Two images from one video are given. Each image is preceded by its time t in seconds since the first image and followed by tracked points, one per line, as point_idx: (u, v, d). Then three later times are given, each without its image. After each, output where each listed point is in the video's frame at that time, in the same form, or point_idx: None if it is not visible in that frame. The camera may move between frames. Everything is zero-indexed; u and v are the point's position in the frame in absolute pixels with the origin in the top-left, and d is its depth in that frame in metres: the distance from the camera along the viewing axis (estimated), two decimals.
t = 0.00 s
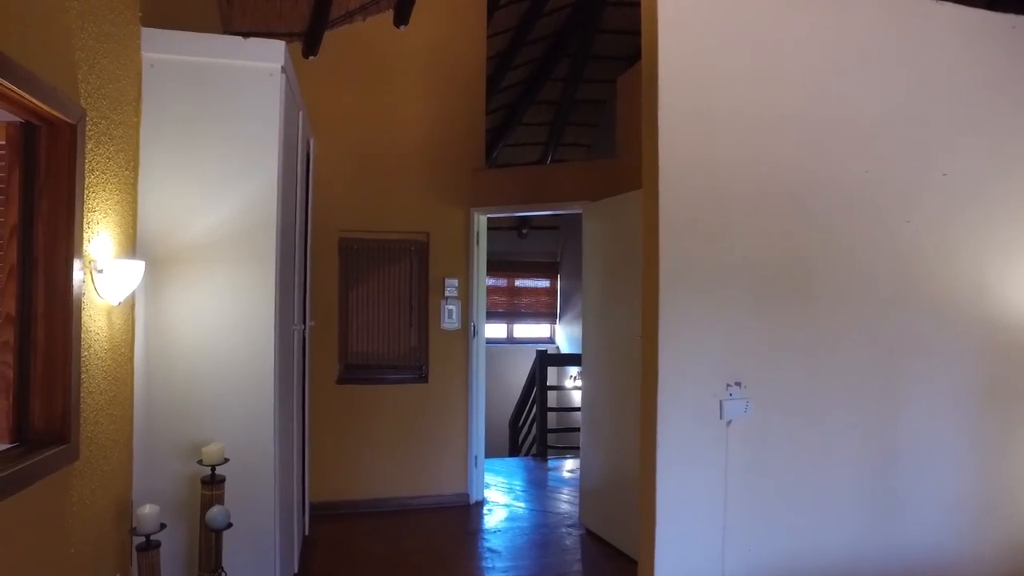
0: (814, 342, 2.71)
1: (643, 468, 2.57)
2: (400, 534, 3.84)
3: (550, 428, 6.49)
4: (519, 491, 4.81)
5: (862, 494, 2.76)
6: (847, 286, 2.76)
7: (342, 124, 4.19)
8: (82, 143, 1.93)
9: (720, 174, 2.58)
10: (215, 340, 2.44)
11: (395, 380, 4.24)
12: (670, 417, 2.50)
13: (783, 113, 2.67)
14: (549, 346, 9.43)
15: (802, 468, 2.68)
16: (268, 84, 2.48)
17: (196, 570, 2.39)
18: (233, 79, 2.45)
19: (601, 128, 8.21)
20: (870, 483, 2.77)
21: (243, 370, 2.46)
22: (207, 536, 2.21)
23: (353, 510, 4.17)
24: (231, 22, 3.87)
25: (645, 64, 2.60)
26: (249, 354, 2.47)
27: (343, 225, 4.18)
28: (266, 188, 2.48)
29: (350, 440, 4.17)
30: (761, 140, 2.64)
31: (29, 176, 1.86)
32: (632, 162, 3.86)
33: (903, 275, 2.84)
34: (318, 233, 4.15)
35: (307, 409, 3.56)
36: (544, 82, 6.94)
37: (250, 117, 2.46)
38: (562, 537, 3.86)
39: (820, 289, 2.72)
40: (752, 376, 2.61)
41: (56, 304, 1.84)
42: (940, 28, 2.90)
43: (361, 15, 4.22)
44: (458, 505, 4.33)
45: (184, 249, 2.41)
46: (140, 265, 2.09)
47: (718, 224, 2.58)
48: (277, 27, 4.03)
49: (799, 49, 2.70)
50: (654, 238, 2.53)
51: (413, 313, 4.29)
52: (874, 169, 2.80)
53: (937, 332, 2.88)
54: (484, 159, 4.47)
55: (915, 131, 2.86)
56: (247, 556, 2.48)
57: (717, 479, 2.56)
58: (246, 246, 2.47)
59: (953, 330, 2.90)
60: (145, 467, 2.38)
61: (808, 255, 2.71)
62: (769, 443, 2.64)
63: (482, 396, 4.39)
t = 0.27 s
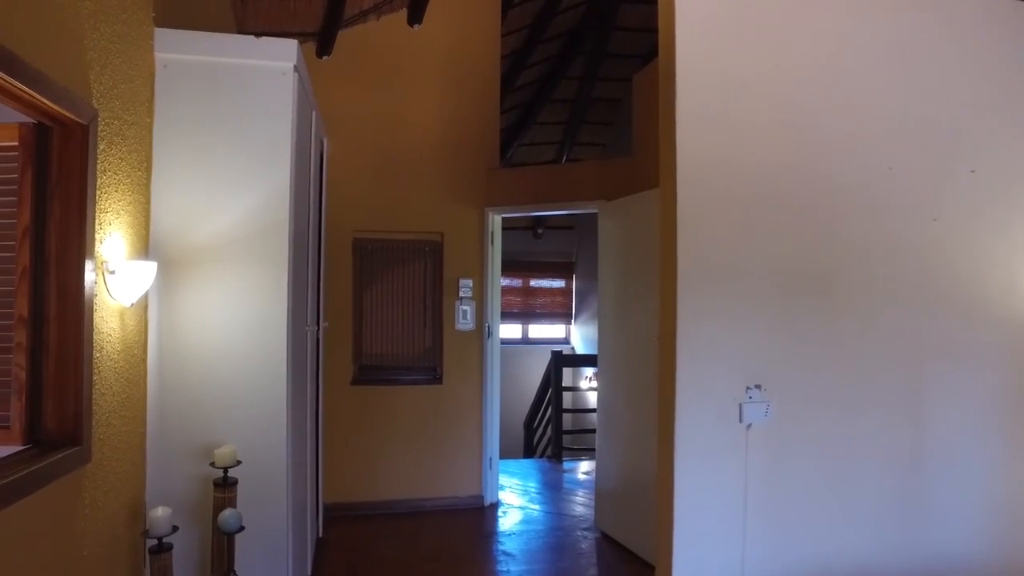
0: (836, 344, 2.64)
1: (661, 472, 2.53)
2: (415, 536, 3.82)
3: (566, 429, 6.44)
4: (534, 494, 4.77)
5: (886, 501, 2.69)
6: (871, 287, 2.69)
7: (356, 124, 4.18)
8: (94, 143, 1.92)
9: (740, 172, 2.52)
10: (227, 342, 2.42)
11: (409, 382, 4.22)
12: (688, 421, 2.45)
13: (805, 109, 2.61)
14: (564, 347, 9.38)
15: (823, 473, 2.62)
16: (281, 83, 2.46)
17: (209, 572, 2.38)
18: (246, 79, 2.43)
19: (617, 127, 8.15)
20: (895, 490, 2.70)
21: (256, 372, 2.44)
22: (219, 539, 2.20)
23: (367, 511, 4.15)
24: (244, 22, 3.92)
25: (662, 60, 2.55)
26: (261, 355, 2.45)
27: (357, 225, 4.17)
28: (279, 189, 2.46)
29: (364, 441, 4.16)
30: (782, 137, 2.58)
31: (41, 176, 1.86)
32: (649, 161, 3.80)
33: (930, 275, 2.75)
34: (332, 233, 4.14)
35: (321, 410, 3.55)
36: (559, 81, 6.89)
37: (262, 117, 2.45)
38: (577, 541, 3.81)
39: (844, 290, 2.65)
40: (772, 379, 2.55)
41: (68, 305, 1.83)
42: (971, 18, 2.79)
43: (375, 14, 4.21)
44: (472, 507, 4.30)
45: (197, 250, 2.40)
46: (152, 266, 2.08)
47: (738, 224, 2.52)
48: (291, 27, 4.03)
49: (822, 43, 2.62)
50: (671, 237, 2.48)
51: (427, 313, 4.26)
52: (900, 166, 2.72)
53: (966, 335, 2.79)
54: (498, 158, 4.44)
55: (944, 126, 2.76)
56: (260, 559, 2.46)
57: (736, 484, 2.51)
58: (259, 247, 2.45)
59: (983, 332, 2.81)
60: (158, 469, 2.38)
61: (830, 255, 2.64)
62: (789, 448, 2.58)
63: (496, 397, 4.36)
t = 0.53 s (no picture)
0: (860, 346, 2.57)
1: (679, 476, 2.48)
2: (429, 538, 3.79)
3: (581, 431, 6.39)
4: (550, 496, 4.73)
5: (912, 508, 2.61)
6: (896, 288, 2.61)
7: (370, 124, 4.17)
8: (106, 144, 1.91)
9: (760, 170, 2.46)
10: (240, 343, 2.41)
11: (423, 383, 4.20)
12: (705, 424, 2.40)
13: (827, 105, 2.54)
14: (580, 347, 9.32)
15: (846, 479, 2.55)
16: (294, 83, 2.44)
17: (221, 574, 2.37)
18: (259, 78, 2.42)
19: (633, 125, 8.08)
20: (921, 496, 2.62)
21: (268, 372, 2.43)
22: (231, 541, 2.19)
23: (382, 513, 4.14)
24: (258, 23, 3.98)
25: (680, 55, 2.50)
26: (274, 356, 2.43)
27: (371, 225, 4.16)
28: (291, 188, 2.44)
29: (378, 442, 4.14)
30: (803, 134, 2.51)
31: (53, 176, 1.85)
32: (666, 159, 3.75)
33: (959, 275, 2.66)
34: (346, 233, 4.13)
35: (335, 411, 3.54)
36: (574, 79, 6.85)
37: (275, 117, 2.43)
38: (593, 545, 3.77)
39: (867, 291, 2.58)
40: (793, 382, 2.49)
41: (79, 306, 1.82)
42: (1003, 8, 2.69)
43: (388, 13, 4.19)
44: (487, 509, 4.27)
45: (209, 250, 2.39)
46: (164, 267, 2.07)
47: (757, 223, 2.46)
48: (305, 26, 4.02)
49: (846, 37, 2.55)
50: (689, 237, 2.43)
51: (442, 314, 4.24)
52: (927, 163, 2.63)
53: (997, 337, 2.69)
54: (513, 157, 4.40)
55: (975, 121, 2.66)
56: (273, 561, 2.45)
57: (755, 489, 2.45)
58: (271, 247, 2.44)
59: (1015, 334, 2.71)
60: (171, 470, 2.37)
61: (853, 254, 2.57)
62: (811, 452, 2.51)
63: (511, 398, 4.32)
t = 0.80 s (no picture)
0: (884, 348, 2.49)
1: (697, 480, 2.43)
2: (443, 540, 3.77)
3: (597, 432, 6.34)
4: (565, 497, 4.70)
5: (940, 514, 2.53)
6: (923, 288, 2.53)
7: (385, 123, 4.16)
8: (120, 143, 1.91)
9: (781, 167, 2.40)
10: (254, 343, 2.40)
11: (438, 383, 4.18)
12: (724, 427, 2.35)
13: (851, 100, 2.47)
14: (595, 348, 9.27)
15: (871, 484, 2.48)
16: (308, 81, 2.43)
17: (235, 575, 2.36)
18: (273, 77, 2.41)
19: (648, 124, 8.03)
20: (949, 503, 2.54)
21: (282, 373, 2.42)
22: (244, 542, 2.18)
23: (397, 513, 4.13)
24: (274, 22, 4.01)
25: (698, 50, 2.45)
26: (287, 356, 2.42)
27: (386, 225, 4.14)
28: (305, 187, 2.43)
29: (393, 442, 4.13)
30: (825, 130, 2.45)
31: (67, 175, 1.85)
32: (684, 157, 3.69)
33: (988, 275, 2.57)
34: (361, 233, 4.12)
35: (349, 410, 3.53)
36: (590, 78, 6.81)
37: (289, 115, 2.42)
38: (609, 547, 3.73)
39: (892, 291, 2.51)
40: (815, 384, 2.43)
41: (93, 306, 1.82)
42: None
43: (403, 11, 4.18)
44: (502, 510, 4.24)
45: (223, 250, 2.39)
46: (178, 266, 2.06)
47: (778, 221, 2.40)
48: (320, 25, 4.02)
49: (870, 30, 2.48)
50: (707, 235, 2.38)
51: (457, 314, 4.22)
52: (956, 159, 2.55)
53: None
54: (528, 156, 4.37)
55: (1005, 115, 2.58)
56: (286, 562, 2.44)
57: (775, 494, 2.39)
58: (285, 246, 2.43)
59: None
60: (185, 470, 2.37)
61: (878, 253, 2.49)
62: (833, 456, 2.45)
63: (527, 398, 4.30)
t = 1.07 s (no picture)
0: (912, 349, 2.40)
1: (715, 484, 2.38)
2: (457, 541, 3.75)
3: (612, 433, 6.29)
4: (580, 499, 4.65)
5: (970, 523, 2.43)
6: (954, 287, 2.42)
7: (398, 122, 4.14)
8: (132, 142, 1.90)
9: (802, 163, 2.33)
10: (266, 343, 2.39)
11: (452, 384, 4.16)
12: (743, 430, 2.29)
13: (878, 91, 2.37)
14: (611, 348, 9.21)
15: (896, 489, 2.40)
16: (320, 79, 2.42)
17: None
18: (286, 76, 2.40)
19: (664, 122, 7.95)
20: (981, 511, 2.43)
21: (295, 373, 2.41)
22: (255, 543, 2.17)
23: (410, 514, 4.11)
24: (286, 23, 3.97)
25: (717, 44, 2.39)
26: (300, 357, 2.41)
27: (399, 224, 4.13)
28: (318, 187, 2.42)
29: (407, 443, 4.12)
30: (850, 123, 2.36)
31: (79, 174, 1.85)
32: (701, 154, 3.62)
33: None
34: (375, 233, 4.11)
35: (363, 410, 3.52)
36: (605, 76, 6.75)
37: (301, 114, 2.41)
38: (624, 551, 3.68)
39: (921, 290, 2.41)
40: (838, 386, 2.36)
41: (105, 305, 1.82)
42: None
43: (417, 10, 4.16)
44: (516, 511, 4.21)
45: (236, 250, 2.38)
46: (190, 265, 2.05)
47: (800, 218, 2.33)
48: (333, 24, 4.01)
49: (898, 18, 2.38)
50: (726, 233, 2.32)
51: (471, 314, 4.20)
52: (992, 151, 2.42)
53: None
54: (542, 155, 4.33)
55: None
56: (298, 563, 2.43)
57: (795, 499, 2.33)
58: (298, 246, 2.41)
59: None
60: (198, 470, 2.37)
61: (906, 251, 2.40)
62: (856, 461, 2.38)
63: (541, 399, 4.26)
